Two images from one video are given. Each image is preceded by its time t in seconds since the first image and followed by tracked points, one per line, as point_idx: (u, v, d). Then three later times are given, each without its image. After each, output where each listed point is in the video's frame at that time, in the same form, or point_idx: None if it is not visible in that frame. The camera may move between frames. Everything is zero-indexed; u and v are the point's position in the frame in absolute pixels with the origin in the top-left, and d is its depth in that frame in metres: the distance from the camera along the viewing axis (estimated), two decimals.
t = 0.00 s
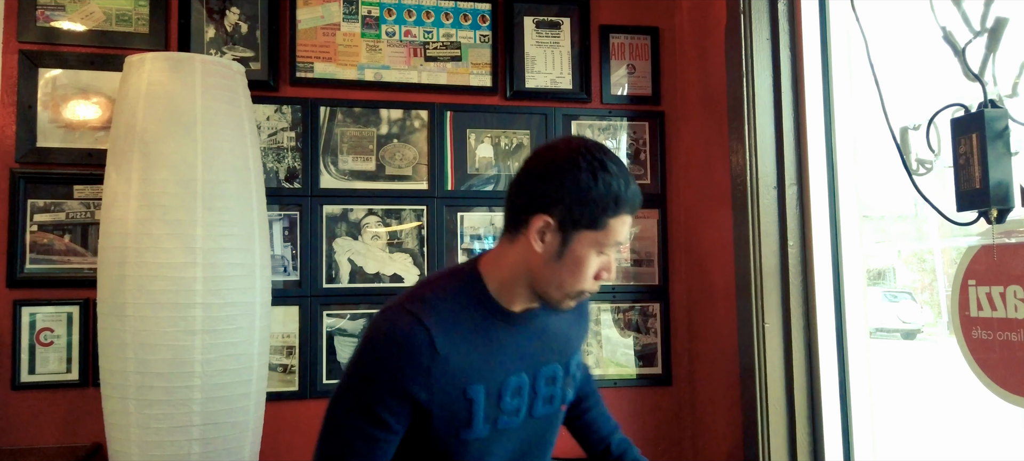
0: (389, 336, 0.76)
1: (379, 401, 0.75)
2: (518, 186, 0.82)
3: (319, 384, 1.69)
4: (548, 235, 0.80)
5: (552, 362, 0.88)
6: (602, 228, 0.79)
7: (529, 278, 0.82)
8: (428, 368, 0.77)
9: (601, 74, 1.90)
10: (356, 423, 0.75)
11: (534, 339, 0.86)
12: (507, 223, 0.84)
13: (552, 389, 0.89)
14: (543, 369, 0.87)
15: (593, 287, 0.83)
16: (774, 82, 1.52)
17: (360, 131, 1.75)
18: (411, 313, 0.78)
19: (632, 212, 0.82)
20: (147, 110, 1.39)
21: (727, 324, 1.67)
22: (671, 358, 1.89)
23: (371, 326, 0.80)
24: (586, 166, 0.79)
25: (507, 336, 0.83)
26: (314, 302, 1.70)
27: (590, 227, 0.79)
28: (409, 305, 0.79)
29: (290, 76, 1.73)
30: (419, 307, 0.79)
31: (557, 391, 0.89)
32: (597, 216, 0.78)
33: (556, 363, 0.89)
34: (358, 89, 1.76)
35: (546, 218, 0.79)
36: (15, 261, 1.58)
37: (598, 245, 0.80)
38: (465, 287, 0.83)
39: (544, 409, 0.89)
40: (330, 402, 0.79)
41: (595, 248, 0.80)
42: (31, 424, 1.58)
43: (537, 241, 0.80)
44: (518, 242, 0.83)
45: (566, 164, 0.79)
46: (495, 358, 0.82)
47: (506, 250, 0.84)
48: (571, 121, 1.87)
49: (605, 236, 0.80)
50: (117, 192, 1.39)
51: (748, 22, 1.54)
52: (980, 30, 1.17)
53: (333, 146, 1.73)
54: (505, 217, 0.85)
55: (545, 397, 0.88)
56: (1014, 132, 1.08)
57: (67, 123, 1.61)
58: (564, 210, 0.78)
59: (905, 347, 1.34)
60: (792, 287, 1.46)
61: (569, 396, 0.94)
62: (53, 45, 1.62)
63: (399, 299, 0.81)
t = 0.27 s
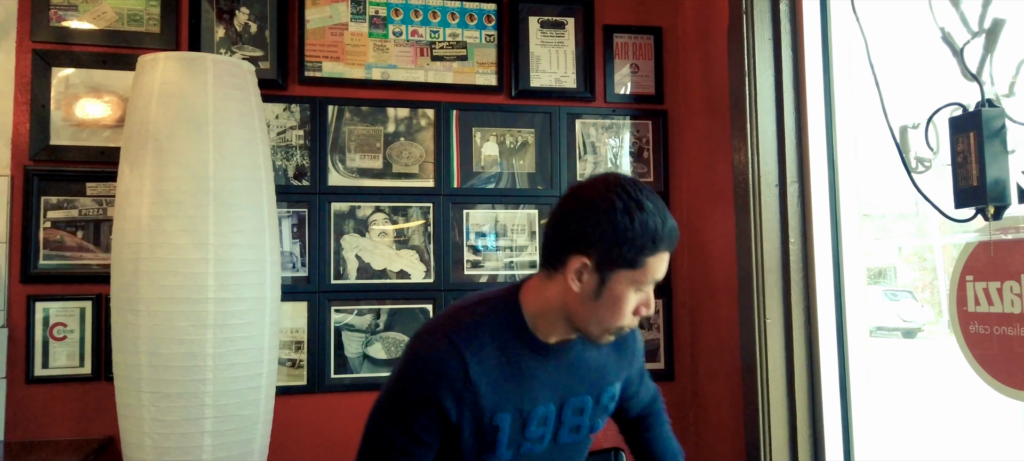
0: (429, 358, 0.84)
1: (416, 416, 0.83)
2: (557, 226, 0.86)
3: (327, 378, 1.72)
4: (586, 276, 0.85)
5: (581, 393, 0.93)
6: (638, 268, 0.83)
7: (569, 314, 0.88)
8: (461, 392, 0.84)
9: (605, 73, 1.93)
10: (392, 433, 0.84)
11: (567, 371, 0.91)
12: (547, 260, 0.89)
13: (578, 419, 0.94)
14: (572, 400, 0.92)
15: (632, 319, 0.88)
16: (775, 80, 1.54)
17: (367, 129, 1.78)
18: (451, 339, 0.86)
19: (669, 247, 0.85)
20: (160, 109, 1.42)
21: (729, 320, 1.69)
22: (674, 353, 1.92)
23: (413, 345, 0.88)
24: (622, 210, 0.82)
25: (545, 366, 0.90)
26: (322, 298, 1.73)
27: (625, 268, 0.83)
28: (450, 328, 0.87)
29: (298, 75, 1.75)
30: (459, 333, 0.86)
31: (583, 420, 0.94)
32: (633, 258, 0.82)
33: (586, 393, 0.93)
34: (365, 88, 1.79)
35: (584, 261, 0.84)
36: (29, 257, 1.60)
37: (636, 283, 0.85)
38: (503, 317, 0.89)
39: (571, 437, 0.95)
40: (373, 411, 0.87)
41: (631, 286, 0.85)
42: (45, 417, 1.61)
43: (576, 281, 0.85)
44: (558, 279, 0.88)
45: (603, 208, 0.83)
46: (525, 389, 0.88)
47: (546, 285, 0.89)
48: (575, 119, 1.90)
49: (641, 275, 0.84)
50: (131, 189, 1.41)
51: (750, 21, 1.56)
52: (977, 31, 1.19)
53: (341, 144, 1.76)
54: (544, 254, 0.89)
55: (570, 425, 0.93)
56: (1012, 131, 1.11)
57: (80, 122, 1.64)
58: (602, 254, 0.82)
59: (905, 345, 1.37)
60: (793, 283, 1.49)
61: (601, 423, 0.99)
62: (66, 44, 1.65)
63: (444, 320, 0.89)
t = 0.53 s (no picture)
0: (466, 388, 0.90)
1: (451, 443, 0.89)
2: (587, 266, 0.90)
3: (336, 372, 1.75)
4: (614, 318, 0.88)
5: (612, 417, 1.00)
6: (666, 311, 0.87)
7: (599, 349, 0.93)
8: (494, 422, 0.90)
9: (609, 72, 1.96)
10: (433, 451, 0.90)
11: (595, 398, 0.97)
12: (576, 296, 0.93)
13: (607, 440, 1.01)
14: (601, 422, 0.99)
15: (661, 356, 0.92)
16: (778, 79, 1.56)
17: (375, 127, 1.81)
18: (486, 370, 0.91)
19: (697, 287, 0.89)
20: (175, 108, 1.45)
21: (731, 315, 1.72)
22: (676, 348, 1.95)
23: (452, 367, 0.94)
24: (648, 256, 0.85)
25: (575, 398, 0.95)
26: (331, 293, 1.76)
27: (653, 312, 0.87)
28: (485, 358, 0.92)
29: (308, 74, 1.78)
30: (493, 365, 0.92)
31: (611, 442, 1.01)
32: (660, 302, 0.86)
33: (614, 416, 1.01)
34: (373, 86, 1.81)
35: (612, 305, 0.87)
36: (45, 252, 1.64)
37: (663, 325, 0.88)
38: (536, 349, 0.95)
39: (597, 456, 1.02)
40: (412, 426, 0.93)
41: (660, 327, 0.88)
42: (60, 409, 1.64)
43: (604, 324, 0.89)
44: (586, 319, 0.92)
45: (629, 254, 0.86)
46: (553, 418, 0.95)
47: (576, 322, 0.94)
48: (580, 118, 1.93)
49: (670, 318, 0.88)
50: (146, 186, 1.45)
51: (753, 21, 1.58)
52: (974, 33, 1.22)
53: (350, 142, 1.79)
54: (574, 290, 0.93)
55: (598, 446, 1.01)
56: (1008, 131, 1.14)
57: (94, 120, 1.67)
58: (629, 300, 0.86)
59: (905, 342, 1.40)
60: (794, 278, 1.52)
61: (632, 445, 1.06)
62: (80, 44, 1.68)
63: (478, 346, 0.95)
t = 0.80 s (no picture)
0: (487, 414, 0.95)
1: None
2: (596, 300, 0.93)
3: (344, 368, 1.78)
4: (625, 350, 0.92)
5: (632, 440, 1.07)
6: (676, 342, 0.91)
7: (612, 377, 0.97)
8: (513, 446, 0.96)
9: (613, 72, 1.98)
10: None
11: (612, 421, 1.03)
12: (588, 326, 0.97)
13: None
14: (622, 445, 1.06)
15: (673, 382, 0.96)
16: (779, 81, 1.59)
17: (382, 127, 1.83)
18: (504, 397, 0.96)
19: (705, 316, 0.92)
20: (187, 108, 1.48)
21: (733, 313, 1.75)
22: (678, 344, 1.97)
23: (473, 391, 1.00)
24: (657, 292, 0.88)
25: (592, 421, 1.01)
26: (339, 290, 1.79)
27: (664, 344, 0.90)
28: (503, 384, 0.97)
29: (316, 74, 1.80)
30: (511, 392, 0.96)
31: None
32: (670, 335, 0.89)
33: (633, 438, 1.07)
34: (381, 87, 1.84)
35: (622, 339, 0.91)
36: (58, 250, 1.66)
37: (674, 355, 0.92)
38: (552, 374, 0.99)
39: None
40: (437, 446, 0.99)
41: (671, 357, 0.92)
42: (73, 404, 1.67)
43: (615, 356, 0.93)
44: (598, 351, 0.95)
45: (639, 291, 0.88)
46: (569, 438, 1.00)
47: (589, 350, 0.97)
48: (584, 117, 1.95)
49: (680, 348, 0.91)
50: (159, 185, 1.47)
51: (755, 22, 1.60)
52: (973, 36, 1.25)
53: (358, 141, 1.82)
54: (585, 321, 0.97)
55: None
56: (1005, 133, 1.16)
57: (106, 120, 1.69)
58: (641, 334, 0.89)
59: (905, 339, 1.42)
60: (795, 276, 1.54)
61: None
62: (92, 45, 1.70)
63: (498, 371, 1.00)
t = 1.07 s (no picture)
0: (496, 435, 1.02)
1: None
2: (591, 326, 0.99)
3: (350, 366, 1.80)
4: (622, 373, 0.98)
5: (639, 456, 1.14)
6: (670, 363, 0.96)
7: (613, 398, 1.03)
8: None
9: (616, 73, 2.00)
10: None
11: (614, 437, 1.10)
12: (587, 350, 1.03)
13: None
14: None
15: (672, 399, 1.02)
16: (781, 82, 1.60)
17: (388, 128, 1.85)
18: (506, 419, 1.03)
19: (698, 335, 0.97)
20: (197, 110, 1.50)
21: (734, 312, 1.77)
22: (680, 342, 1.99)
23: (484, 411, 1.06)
24: (646, 317, 0.93)
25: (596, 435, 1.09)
26: (345, 289, 1.81)
27: (658, 365, 0.96)
28: (506, 405, 1.04)
29: (322, 75, 1.82)
30: (513, 413, 1.03)
31: None
32: (664, 356, 0.95)
33: (639, 452, 1.15)
34: (386, 88, 1.86)
35: (618, 362, 0.96)
36: (69, 250, 1.68)
37: (670, 374, 0.97)
38: (557, 397, 1.06)
39: None
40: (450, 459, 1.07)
41: (667, 377, 0.98)
42: (83, 402, 1.69)
43: (612, 379, 0.98)
44: (596, 374, 1.01)
45: (630, 316, 0.94)
46: (570, 455, 1.08)
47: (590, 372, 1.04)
48: (587, 118, 1.97)
49: (674, 367, 0.97)
50: (169, 186, 1.49)
51: (756, 24, 1.62)
52: (972, 40, 1.26)
53: (364, 142, 1.84)
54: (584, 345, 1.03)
55: None
56: (1004, 135, 1.18)
57: (115, 121, 1.72)
58: (635, 357, 0.95)
59: (905, 336, 1.45)
60: (797, 276, 1.56)
61: None
62: (102, 46, 1.72)
63: (508, 391, 1.06)
